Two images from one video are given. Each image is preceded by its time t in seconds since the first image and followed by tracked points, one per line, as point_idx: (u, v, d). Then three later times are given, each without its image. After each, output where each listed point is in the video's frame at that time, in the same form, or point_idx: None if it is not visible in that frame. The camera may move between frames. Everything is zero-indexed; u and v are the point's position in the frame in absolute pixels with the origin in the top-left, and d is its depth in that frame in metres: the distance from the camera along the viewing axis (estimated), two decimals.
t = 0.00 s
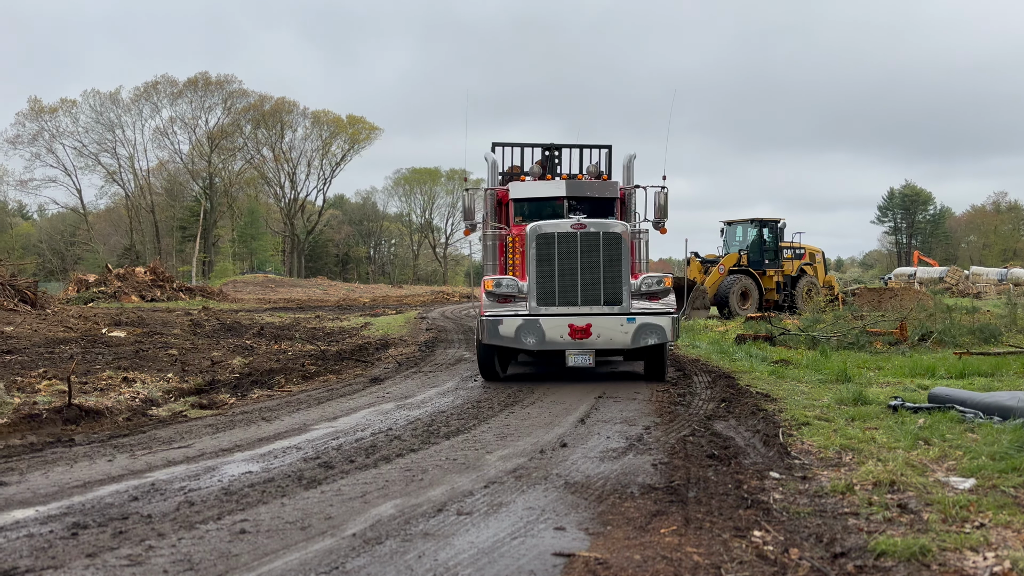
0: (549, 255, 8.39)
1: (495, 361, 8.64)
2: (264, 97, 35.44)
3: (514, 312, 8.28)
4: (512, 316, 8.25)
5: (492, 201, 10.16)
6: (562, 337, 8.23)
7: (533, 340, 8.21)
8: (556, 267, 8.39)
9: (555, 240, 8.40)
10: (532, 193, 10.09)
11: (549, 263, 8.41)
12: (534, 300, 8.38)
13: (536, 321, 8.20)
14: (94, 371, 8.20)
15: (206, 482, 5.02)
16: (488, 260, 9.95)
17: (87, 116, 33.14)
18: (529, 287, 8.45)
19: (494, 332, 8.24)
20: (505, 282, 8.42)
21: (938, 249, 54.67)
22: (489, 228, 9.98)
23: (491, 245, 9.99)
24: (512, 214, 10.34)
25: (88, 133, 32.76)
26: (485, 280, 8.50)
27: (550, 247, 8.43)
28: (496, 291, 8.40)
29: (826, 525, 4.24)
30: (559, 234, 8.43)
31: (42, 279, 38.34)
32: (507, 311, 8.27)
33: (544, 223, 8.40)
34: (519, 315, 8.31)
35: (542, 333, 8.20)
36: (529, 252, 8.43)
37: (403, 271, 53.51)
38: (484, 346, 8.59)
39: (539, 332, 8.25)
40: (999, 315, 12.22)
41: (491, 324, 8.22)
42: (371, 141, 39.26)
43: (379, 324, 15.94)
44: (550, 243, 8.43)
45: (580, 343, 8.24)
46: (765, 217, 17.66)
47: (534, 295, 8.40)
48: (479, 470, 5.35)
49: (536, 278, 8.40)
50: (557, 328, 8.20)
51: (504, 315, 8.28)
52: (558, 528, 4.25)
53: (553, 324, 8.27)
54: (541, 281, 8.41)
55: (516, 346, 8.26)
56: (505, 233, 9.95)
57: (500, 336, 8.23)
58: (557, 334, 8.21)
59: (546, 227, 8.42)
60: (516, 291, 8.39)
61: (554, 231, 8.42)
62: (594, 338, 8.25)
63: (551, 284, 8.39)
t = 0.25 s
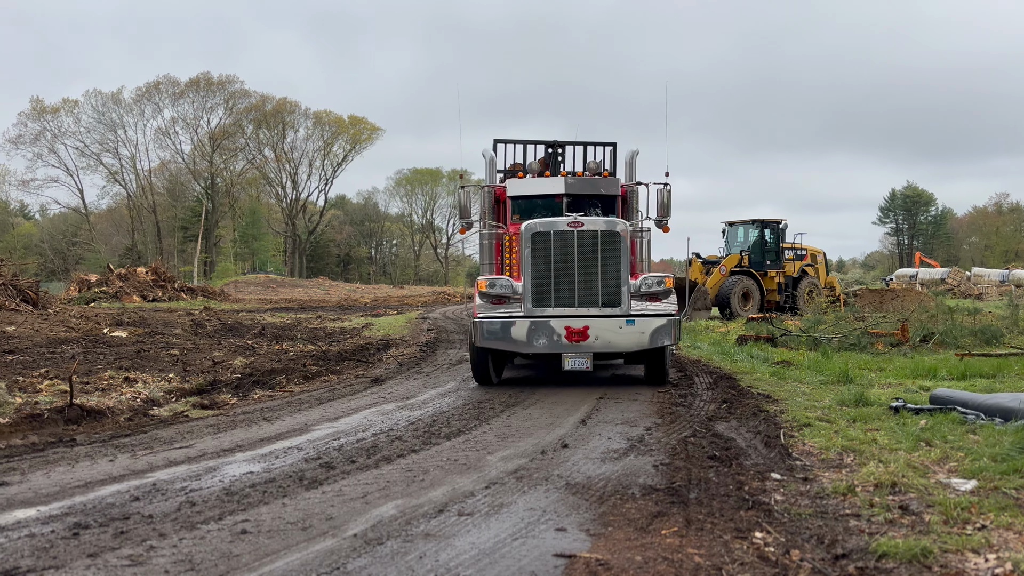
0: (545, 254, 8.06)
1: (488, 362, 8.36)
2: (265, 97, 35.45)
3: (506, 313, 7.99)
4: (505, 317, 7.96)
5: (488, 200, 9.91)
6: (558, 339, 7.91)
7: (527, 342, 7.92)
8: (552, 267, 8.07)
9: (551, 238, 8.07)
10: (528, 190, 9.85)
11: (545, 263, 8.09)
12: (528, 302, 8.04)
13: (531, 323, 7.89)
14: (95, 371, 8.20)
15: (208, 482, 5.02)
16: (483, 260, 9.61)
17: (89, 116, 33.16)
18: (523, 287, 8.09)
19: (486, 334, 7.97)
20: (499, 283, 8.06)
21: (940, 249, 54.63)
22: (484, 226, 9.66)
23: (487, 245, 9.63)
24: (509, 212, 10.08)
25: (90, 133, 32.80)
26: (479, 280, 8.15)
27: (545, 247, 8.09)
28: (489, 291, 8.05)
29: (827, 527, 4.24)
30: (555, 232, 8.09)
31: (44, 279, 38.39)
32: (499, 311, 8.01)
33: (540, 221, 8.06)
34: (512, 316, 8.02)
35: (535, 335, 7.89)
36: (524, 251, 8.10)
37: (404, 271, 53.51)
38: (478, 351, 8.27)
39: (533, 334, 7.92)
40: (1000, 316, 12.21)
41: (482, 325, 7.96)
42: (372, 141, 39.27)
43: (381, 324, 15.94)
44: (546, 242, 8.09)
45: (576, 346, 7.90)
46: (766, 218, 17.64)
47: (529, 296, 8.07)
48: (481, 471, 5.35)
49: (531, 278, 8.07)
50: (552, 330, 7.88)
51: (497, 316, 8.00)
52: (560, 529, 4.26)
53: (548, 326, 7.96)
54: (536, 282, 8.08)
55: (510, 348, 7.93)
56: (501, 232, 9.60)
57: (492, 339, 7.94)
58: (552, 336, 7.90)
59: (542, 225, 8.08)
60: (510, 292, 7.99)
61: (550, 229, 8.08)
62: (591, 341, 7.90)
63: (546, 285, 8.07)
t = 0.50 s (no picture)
0: (540, 252, 7.93)
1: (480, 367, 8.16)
2: (267, 97, 35.47)
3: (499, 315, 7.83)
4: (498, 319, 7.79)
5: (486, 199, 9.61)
6: (552, 343, 7.75)
7: (522, 346, 7.75)
8: (547, 266, 7.94)
9: (547, 236, 7.94)
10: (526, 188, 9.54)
11: (540, 261, 7.96)
12: (522, 302, 7.89)
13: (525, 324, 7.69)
14: (96, 371, 8.21)
15: (209, 481, 5.02)
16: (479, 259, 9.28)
17: (91, 116, 33.20)
18: (517, 288, 7.92)
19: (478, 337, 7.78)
20: (493, 283, 7.87)
21: (942, 251, 54.58)
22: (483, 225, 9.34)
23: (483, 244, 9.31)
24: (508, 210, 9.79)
25: (92, 133, 32.82)
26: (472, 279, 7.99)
27: (541, 244, 7.97)
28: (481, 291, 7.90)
29: (829, 528, 4.24)
30: (551, 230, 7.94)
31: (45, 279, 38.44)
32: (492, 313, 7.85)
33: (535, 218, 7.93)
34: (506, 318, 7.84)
35: (529, 338, 7.72)
36: (519, 249, 7.97)
37: (405, 271, 53.52)
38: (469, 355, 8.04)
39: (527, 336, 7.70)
40: (1002, 317, 12.21)
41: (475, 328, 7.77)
42: (373, 141, 39.27)
43: (382, 324, 15.95)
44: (542, 239, 7.95)
45: (571, 350, 7.74)
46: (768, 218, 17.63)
47: (523, 296, 7.92)
48: (482, 471, 5.35)
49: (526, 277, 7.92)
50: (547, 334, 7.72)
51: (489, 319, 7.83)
52: (560, 529, 4.26)
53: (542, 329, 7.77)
54: (531, 280, 7.95)
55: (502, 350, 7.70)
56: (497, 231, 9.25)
57: (484, 342, 7.75)
58: (546, 340, 7.73)
59: (537, 222, 7.95)
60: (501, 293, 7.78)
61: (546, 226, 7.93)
62: (587, 345, 7.75)
63: (542, 283, 7.94)
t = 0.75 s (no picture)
0: (530, 250, 7.54)
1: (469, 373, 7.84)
2: (268, 96, 35.47)
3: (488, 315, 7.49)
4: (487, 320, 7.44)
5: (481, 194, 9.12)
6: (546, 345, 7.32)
7: (513, 348, 7.33)
8: (539, 265, 7.57)
9: (538, 233, 7.56)
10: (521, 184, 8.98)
11: (532, 260, 7.58)
12: (513, 303, 7.54)
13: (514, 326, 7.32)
14: (97, 370, 8.22)
15: (209, 481, 5.03)
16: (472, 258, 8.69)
17: (92, 116, 33.21)
18: (507, 287, 7.58)
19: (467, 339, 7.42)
20: (483, 282, 7.55)
21: (943, 251, 54.56)
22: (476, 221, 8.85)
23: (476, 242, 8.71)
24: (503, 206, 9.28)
25: (93, 132, 32.84)
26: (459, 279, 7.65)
27: (532, 243, 7.59)
28: (471, 291, 7.57)
29: (829, 529, 4.23)
30: (543, 226, 7.57)
31: (46, 278, 38.47)
32: (482, 313, 7.50)
33: (525, 215, 7.55)
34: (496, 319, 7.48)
35: (521, 339, 7.31)
36: (508, 247, 7.61)
37: (406, 271, 53.54)
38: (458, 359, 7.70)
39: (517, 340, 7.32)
40: (1003, 317, 12.21)
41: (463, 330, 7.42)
42: (375, 141, 39.27)
43: (382, 324, 15.95)
44: (532, 236, 7.58)
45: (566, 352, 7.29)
46: (768, 218, 17.63)
47: (513, 296, 7.56)
48: (482, 471, 5.35)
49: (515, 276, 7.56)
50: (540, 335, 7.30)
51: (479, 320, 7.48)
52: (561, 529, 4.26)
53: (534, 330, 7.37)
54: (522, 280, 7.57)
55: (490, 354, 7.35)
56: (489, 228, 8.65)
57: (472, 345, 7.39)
58: (539, 342, 7.31)
59: (528, 219, 7.57)
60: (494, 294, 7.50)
61: (536, 223, 7.56)
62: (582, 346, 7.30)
63: (532, 283, 7.57)
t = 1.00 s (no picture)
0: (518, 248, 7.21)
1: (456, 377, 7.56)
2: (269, 95, 35.45)
3: (474, 317, 7.20)
4: (472, 322, 7.15)
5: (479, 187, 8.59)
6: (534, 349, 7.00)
7: (499, 351, 7.02)
8: (527, 263, 7.24)
9: (526, 230, 7.23)
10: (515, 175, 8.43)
11: (519, 259, 7.25)
12: (499, 304, 7.23)
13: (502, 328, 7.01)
14: (98, 369, 8.22)
15: (210, 479, 5.03)
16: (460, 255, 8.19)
17: (93, 114, 33.22)
18: (493, 287, 7.27)
19: (450, 342, 7.13)
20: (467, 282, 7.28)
21: (944, 252, 54.56)
22: (468, 217, 8.34)
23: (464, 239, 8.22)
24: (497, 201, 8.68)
25: (94, 131, 32.86)
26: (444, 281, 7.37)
27: (519, 240, 7.25)
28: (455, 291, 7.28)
29: (830, 529, 4.23)
30: (531, 222, 7.24)
31: (47, 276, 38.50)
32: (468, 315, 7.21)
33: (512, 211, 7.23)
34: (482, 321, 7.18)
35: (507, 343, 7.00)
36: (495, 244, 7.29)
37: (407, 271, 53.55)
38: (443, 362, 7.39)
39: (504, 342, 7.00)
40: (1004, 317, 12.21)
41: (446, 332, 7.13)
42: (376, 141, 39.28)
43: (383, 323, 15.95)
44: (520, 233, 7.24)
45: (556, 357, 6.97)
46: (769, 219, 17.63)
47: (500, 296, 7.25)
48: (482, 470, 5.35)
49: (503, 275, 7.24)
50: (528, 338, 6.99)
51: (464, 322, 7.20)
52: (562, 529, 4.26)
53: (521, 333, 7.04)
54: (509, 279, 7.24)
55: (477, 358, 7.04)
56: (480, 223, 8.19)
57: (457, 347, 7.09)
58: (527, 345, 7.00)
59: (514, 215, 7.25)
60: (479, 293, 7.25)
61: (524, 219, 7.22)
62: (573, 350, 6.97)
63: (520, 282, 7.24)
